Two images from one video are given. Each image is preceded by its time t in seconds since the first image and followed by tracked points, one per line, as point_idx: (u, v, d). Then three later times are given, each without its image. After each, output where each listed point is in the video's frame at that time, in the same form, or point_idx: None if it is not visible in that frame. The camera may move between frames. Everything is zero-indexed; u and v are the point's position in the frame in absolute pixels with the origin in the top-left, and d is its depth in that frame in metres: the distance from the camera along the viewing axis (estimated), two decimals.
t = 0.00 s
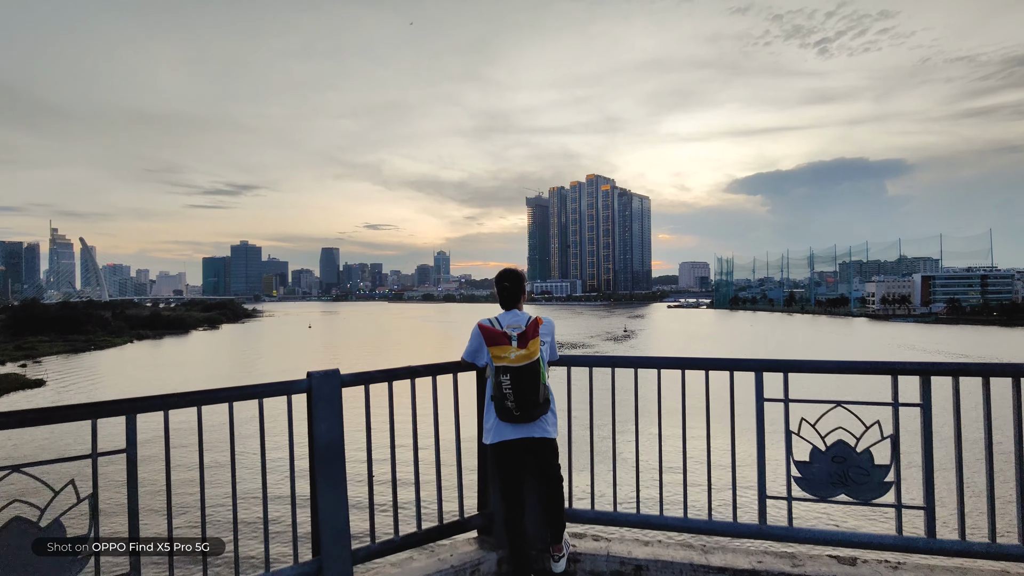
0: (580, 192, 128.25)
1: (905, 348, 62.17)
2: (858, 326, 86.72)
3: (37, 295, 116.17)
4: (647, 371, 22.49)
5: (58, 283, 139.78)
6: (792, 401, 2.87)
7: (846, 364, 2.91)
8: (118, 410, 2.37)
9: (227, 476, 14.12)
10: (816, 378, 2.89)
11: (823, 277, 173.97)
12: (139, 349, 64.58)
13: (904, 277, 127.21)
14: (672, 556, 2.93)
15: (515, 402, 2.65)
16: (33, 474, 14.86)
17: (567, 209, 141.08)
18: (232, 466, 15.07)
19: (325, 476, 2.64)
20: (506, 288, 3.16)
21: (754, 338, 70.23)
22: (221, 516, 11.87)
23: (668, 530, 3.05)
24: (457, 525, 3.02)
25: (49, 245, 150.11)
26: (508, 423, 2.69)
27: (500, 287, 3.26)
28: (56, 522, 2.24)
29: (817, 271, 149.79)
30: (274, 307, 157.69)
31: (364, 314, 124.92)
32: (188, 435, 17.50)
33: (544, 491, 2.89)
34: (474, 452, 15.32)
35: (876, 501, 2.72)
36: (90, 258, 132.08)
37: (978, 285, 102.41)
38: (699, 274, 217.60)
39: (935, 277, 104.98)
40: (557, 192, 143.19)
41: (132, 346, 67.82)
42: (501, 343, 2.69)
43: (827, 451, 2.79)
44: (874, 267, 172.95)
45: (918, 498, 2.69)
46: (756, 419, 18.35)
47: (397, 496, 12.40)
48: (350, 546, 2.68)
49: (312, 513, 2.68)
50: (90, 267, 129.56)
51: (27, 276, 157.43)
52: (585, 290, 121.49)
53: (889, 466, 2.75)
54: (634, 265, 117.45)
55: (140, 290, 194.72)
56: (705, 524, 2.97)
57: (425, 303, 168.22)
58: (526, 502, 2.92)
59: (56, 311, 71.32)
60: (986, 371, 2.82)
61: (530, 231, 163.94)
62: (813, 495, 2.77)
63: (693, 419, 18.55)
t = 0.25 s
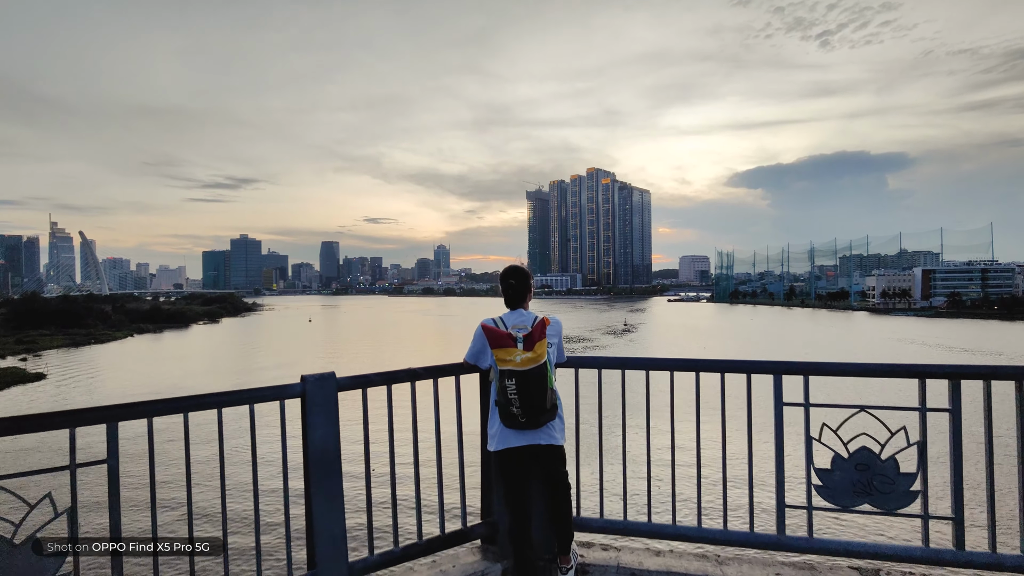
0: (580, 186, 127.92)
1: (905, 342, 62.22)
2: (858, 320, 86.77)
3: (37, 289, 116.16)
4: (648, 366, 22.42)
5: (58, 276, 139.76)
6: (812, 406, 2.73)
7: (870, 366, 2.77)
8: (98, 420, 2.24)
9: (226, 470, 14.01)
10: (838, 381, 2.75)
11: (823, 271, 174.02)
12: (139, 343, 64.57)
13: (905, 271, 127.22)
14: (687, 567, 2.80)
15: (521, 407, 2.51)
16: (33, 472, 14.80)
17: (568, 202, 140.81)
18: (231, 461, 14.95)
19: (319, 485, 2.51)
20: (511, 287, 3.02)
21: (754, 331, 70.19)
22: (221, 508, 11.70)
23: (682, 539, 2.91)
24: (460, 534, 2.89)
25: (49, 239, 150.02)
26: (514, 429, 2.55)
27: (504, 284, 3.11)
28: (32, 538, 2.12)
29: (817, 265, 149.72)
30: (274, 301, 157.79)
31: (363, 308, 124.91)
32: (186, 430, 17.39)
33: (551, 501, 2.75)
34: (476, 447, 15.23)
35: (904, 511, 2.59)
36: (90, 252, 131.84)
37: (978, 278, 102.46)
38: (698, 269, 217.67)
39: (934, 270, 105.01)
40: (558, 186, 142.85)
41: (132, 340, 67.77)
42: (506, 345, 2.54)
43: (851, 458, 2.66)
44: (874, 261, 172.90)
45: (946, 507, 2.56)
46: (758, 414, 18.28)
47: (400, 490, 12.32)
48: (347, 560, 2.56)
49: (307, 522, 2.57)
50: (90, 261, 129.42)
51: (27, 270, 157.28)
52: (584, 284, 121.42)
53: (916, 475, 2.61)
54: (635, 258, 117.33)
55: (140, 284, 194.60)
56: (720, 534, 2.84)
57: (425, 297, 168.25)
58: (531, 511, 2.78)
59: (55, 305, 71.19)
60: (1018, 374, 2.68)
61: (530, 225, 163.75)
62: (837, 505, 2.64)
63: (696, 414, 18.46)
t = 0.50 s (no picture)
0: (580, 181, 128.19)
1: (905, 338, 62.20)
2: (858, 316, 86.78)
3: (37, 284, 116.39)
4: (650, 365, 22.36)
5: (58, 272, 140.41)
6: (835, 415, 2.60)
7: (895, 372, 2.64)
8: (74, 433, 2.09)
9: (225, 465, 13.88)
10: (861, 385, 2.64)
11: (823, 268, 174.02)
12: (139, 339, 64.58)
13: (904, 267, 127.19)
14: None
15: (527, 418, 2.38)
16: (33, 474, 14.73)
17: (567, 198, 140.78)
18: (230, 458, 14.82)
19: (312, 498, 2.38)
20: (516, 288, 2.92)
21: (755, 328, 70.17)
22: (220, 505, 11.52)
23: (693, 554, 2.78)
24: (461, 550, 2.76)
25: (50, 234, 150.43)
26: (518, 441, 2.42)
27: (509, 285, 2.98)
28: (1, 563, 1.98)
29: (817, 261, 149.60)
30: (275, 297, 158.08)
31: (363, 304, 125.06)
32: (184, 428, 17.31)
33: (558, 516, 2.60)
34: (476, 445, 15.12)
35: (931, 527, 2.45)
36: (90, 246, 132.63)
37: (978, 275, 102.43)
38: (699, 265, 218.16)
39: (934, 266, 105.01)
40: (557, 182, 143.01)
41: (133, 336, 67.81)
42: (513, 351, 2.40)
43: (876, 473, 2.52)
44: (873, 258, 173.32)
45: (980, 523, 2.43)
46: (760, 412, 18.18)
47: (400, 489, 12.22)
48: None
49: (299, 540, 2.41)
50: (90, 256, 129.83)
51: (27, 266, 157.90)
52: (584, 280, 121.58)
53: (946, 489, 2.47)
54: (634, 254, 117.59)
55: (140, 280, 194.64)
56: (736, 552, 2.69)
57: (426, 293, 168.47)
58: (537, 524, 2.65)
59: (56, 301, 71.34)
60: None
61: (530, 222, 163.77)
62: (860, 520, 2.51)
63: (696, 411, 18.37)
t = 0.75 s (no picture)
0: (580, 179, 127.97)
1: (906, 336, 62.10)
2: (858, 314, 86.66)
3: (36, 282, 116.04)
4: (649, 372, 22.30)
5: (58, 271, 140.13)
6: (857, 426, 2.46)
7: (919, 382, 2.52)
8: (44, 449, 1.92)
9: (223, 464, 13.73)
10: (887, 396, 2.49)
11: (823, 265, 173.92)
12: (138, 338, 64.35)
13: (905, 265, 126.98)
14: None
15: (533, 431, 2.24)
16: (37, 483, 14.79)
17: (568, 196, 140.54)
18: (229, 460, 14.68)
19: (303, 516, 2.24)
20: (519, 292, 2.78)
21: (756, 326, 70.05)
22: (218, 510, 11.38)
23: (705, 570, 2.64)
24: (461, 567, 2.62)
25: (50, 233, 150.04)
26: (523, 456, 2.28)
27: (511, 289, 2.84)
28: None
29: (818, 258, 149.26)
30: (274, 296, 157.73)
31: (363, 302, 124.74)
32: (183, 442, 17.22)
33: (565, 533, 2.47)
34: (477, 447, 15.02)
35: (961, 548, 2.31)
36: (89, 245, 132.40)
37: (978, 273, 102.29)
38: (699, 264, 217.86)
39: (935, 264, 104.88)
40: (557, 181, 142.82)
41: (132, 334, 67.56)
42: (517, 360, 2.26)
43: (901, 488, 2.38)
44: (873, 256, 173.16)
45: (1013, 544, 2.29)
46: (761, 412, 18.10)
47: (399, 499, 12.11)
48: None
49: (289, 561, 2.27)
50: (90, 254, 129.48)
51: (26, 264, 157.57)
52: (584, 279, 121.41)
53: (977, 506, 2.33)
54: (634, 252, 117.40)
55: (139, 278, 194.28)
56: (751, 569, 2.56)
57: (425, 291, 168.28)
58: (542, 542, 2.50)
59: (55, 299, 71.08)
60: None
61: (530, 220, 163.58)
62: (886, 539, 2.36)
63: (697, 412, 18.29)
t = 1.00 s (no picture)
0: (581, 177, 127.73)
1: (905, 333, 62.06)
2: (858, 311, 86.47)
3: (36, 280, 115.93)
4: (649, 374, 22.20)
5: (58, 269, 140.03)
6: (884, 440, 2.31)
7: (952, 395, 2.37)
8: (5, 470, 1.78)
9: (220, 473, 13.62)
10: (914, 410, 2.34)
11: (823, 262, 173.72)
12: (138, 335, 64.26)
13: (905, 263, 126.64)
14: None
15: (536, 449, 2.09)
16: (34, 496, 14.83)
17: (568, 194, 140.25)
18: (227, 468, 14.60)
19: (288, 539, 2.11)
20: (518, 297, 2.63)
21: (756, 324, 69.97)
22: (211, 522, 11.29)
23: None
24: None
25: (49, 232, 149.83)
26: (524, 473, 2.13)
27: (508, 297, 2.68)
28: None
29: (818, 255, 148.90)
30: (274, 293, 157.61)
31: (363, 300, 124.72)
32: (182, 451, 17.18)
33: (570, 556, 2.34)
34: (476, 451, 14.92)
35: (995, 571, 2.16)
36: (89, 243, 132.27)
37: (978, 270, 102.04)
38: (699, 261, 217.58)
39: (935, 262, 104.65)
40: (557, 178, 142.53)
41: (132, 332, 67.47)
42: (519, 372, 2.11)
43: (929, 506, 2.24)
44: (873, 253, 172.91)
45: None
46: (762, 416, 18.00)
47: (397, 508, 12.02)
48: None
49: None
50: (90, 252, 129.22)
51: (26, 262, 157.38)
52: (584, 277, 121.28)
53: (1012, 527, 2.18)
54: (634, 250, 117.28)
55: (139, 275, 194.14)
56: None
57: (425, 289, 168.20)
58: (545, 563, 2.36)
59: (55, 297, 70.97)
60: None
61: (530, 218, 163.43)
62: (914, 561, 2.22)
63: (698, 415, 18.18)
